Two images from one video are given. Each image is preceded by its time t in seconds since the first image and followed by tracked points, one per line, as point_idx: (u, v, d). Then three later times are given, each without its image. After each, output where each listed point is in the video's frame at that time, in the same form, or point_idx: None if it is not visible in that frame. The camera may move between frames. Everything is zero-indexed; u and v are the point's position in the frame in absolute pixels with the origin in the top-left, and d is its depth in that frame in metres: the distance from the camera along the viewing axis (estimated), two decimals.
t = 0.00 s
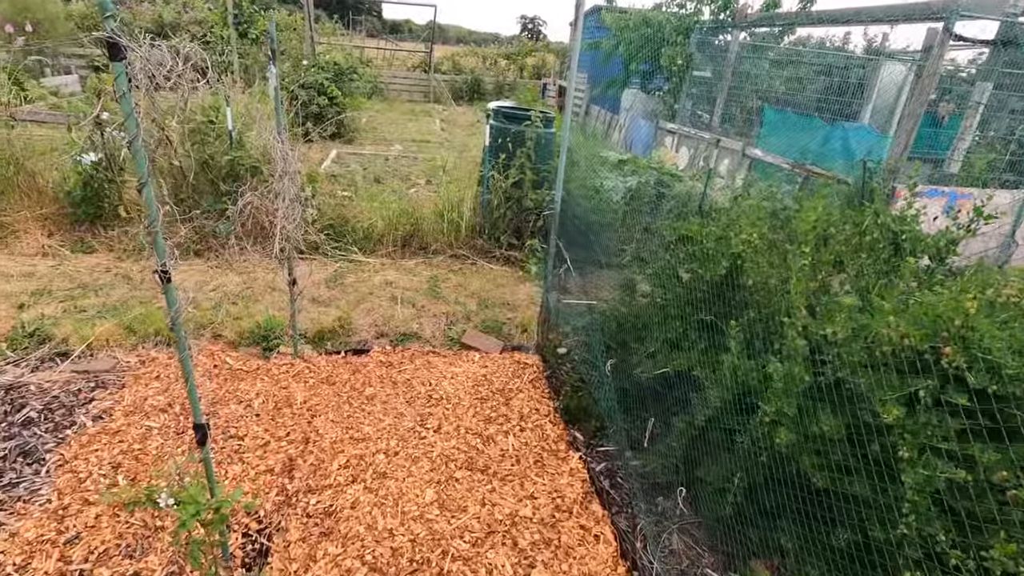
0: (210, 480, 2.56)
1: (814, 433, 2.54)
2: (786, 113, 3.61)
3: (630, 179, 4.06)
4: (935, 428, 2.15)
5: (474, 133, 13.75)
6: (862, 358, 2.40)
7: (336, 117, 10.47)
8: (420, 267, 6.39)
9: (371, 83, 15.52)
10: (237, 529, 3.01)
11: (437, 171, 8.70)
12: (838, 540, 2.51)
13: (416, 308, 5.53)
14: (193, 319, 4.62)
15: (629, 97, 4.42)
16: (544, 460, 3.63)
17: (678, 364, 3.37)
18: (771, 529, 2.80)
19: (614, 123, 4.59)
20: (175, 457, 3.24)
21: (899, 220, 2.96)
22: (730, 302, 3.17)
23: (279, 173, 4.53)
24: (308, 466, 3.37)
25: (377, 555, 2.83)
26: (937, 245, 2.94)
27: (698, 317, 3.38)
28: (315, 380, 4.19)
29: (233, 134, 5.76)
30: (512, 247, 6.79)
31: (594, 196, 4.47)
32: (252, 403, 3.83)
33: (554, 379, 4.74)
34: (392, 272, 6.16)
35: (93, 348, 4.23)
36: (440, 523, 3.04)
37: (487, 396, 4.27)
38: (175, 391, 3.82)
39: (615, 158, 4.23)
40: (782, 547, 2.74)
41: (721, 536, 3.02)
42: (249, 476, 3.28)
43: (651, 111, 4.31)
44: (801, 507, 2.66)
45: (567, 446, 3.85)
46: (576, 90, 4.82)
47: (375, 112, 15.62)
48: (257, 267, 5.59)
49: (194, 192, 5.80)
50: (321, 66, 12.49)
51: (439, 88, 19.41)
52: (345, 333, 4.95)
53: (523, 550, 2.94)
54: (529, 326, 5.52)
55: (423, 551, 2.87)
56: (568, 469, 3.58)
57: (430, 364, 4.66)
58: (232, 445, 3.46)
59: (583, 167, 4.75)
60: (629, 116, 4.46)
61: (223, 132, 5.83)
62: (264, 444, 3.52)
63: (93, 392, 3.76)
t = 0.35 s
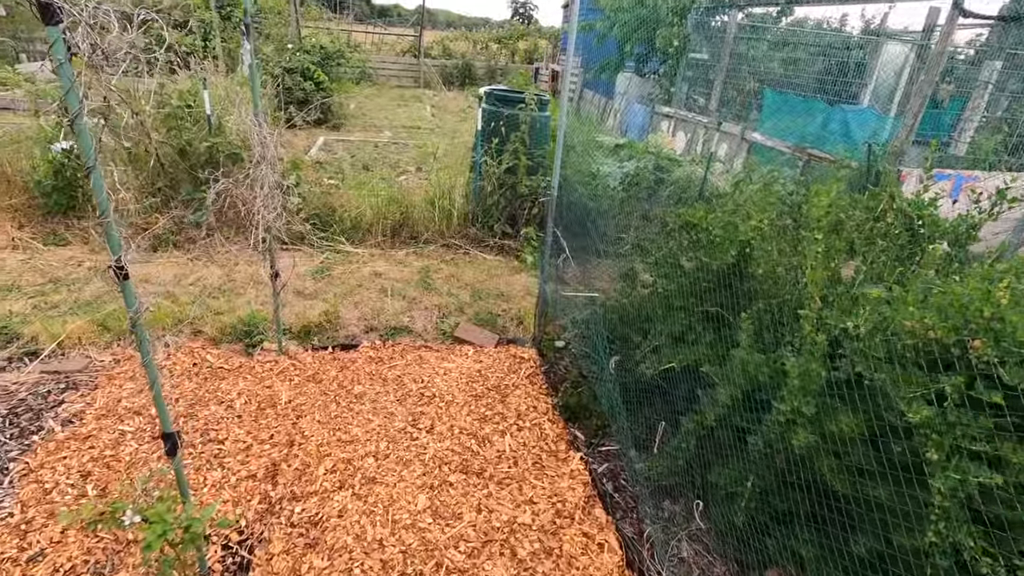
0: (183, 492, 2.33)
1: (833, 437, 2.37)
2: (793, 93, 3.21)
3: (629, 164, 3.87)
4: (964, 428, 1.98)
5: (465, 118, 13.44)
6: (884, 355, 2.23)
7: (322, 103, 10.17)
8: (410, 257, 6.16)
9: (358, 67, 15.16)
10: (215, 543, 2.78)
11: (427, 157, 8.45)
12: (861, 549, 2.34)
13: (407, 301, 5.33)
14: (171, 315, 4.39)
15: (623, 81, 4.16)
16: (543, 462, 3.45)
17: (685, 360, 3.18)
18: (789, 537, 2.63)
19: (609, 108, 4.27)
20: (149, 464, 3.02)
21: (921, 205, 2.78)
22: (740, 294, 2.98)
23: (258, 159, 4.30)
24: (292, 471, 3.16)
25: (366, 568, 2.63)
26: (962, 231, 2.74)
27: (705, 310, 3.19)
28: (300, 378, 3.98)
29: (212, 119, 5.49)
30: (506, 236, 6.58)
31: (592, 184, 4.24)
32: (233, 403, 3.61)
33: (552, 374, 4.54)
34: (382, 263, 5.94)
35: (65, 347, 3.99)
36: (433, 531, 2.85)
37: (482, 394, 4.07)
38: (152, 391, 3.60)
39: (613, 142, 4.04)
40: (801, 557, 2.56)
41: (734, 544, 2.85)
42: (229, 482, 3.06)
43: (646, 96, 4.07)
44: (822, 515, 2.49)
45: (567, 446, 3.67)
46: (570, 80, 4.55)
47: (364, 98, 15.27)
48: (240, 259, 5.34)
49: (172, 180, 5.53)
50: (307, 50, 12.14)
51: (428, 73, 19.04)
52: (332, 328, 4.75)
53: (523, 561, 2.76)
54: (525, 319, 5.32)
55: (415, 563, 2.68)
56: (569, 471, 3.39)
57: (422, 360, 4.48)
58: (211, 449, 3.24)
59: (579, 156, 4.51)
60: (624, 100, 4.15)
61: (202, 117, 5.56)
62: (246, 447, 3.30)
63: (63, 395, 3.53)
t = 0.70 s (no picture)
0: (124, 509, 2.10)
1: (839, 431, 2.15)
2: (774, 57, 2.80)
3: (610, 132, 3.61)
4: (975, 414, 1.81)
5: (442, 88, 13.00)
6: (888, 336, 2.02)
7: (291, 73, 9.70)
8: (386, 236, 5.90)
9: (330, 34, 14.57)
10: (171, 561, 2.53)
11: (403, 129, 8.10)
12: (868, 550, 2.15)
13: (380, 283, 5.10)
14: (125, 305, 4.09)
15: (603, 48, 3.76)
16: (528, 456, 3.25)
17: (675, 344, 2.97)
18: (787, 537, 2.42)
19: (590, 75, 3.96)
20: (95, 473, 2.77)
21: (919, 172, 2.43)
22: (734, 274, 2.75)
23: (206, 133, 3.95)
24: (257, 474, 2.92)
25: None
26: (966, 200, 2.37)
27: (696, 289, 2.97)
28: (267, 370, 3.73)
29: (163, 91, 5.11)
30: (486, 211, 6.33)
31: (575, 154, 4.01)
32: (193, 401, 3.35)
33: (537, 360, 4.40)
34: (355, 242, 5.67)
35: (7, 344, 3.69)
36: (410, 538, 2.63)
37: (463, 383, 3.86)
38: (102, 390, 3.35)
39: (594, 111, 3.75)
40: (801, 556, 2.38)
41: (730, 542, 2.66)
42: (188, 490, 2.82)
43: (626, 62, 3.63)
44: (821, 515, 2.28)
45: (552, 437, 3.47)
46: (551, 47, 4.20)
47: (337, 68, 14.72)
48: (201, 242, 5.03)
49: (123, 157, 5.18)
50: (274, 16, 11.57)
51: (404, 40, 18.41)
52: (303, 313, 4.53)
53: (506, 566, 2.56)
54: (506, 298, 5.22)
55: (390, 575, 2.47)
56: (555, 465, 3.20)
57: (398, 348, 4.30)
58: (167, 453, 2.99)
59: (560, 124, 4.27)
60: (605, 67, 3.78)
61: (152, 89, 5.17)
62: (207, 449, 3.05)
63: (3, 397, 3.24)
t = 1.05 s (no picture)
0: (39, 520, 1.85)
1: (835, 397, 1.98)
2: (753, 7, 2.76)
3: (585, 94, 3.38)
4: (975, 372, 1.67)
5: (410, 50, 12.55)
6: (886, 292, 1.83)
7: (247, 36, 9.23)
8: (350, 206, 5.63)
9: None
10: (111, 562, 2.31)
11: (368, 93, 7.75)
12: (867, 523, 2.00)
13: (345, 256, 4.90)
14: (62, 286, 3.81)
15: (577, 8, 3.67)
16: (503, 432, 3.06)
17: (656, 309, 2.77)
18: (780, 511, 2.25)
19: (563, 37, 3.74)
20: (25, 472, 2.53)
21: (909, 121, 2.11)
22: (717, 232, 2.55)
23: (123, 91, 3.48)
24: (210, 464, 2.70)
25: None
26: (959, 149, 2.06)
27: (677, 251, 2.77)
28: (222, 352, 3.50)
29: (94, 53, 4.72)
30: (455, 175, 6.07)
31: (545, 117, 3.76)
32: (139, 387, 3.11)
33: (511, 330, 4.20)
34: (317, 213, 5.42)
35: None
36: (377, 527, 2.42)
37: (434, 359, 3.67)
38: (35, 379, 3.10)
39: (568, 71, 3.51)
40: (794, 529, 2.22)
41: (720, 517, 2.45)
42: (133, 485, 2.59)
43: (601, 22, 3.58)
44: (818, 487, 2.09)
45: (529, 412, 3.28)
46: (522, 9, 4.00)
47: (299, 32, 14.15)
48: (149, 216, 4.73)
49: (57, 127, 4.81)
50: None
51: (369, 2, 17.75)
52: (262, 289, 4.31)
53: (482, 551, 2.36)
54: (479, 268, 5.03)
55: (356, 568, 2.26)
56: (532, 441, 3.02)
57: (365, 323, 4.10)
58: (110, 445, 2.76)
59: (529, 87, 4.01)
60: (579, 28, 3.69)
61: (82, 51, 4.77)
62: (154, 439, 2.82)
63: None
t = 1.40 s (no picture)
0: None
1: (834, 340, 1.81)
2: None
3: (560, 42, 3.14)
4: (970, 311, 1.51)
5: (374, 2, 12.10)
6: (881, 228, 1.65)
7: None
8: (312, 166, 5.48)
9: None
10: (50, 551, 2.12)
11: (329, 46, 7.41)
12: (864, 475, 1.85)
13: (307, 217, 4.76)
14: None
15: None
16: (478, 395, 2.89)
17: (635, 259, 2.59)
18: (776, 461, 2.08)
19: None
20: None
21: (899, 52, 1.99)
22: (698, 173, 2.36)
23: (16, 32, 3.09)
24: (160, 442, 2.50)
25: (252, 561, 2.01)
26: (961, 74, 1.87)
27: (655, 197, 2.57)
28: (174, 323, 3.34)
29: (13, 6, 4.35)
30: (424, 131, 5.99)
31: (515, 64, 3.49)
32: (82, 363, 2.93)
33: (486, 289, 4.02)
34: (276, 172, 5.30)
35: None
36: (343, 500, 2.23)
37: (403, 323, 3.49)
38: None
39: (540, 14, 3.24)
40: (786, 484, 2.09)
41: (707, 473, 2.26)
42: (75, 467, 2.40)
43: None
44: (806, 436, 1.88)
45: (506, 372, 3.11)
46: None
47: None
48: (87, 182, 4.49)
49: None
50: None
51: None
52: (221, 256, 4.20)
53: (457, 520, 2.18)
54: (450, 226, 4.93)
55: (319, 543, 2.06)
56: (509, 403, 2.85)
57: (329, 288, 3.94)
58: (50, 426, 2.57)
59: (496, 33, 3.73)
60: None
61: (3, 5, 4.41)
62: (99, 418, 2.63)
63: None
